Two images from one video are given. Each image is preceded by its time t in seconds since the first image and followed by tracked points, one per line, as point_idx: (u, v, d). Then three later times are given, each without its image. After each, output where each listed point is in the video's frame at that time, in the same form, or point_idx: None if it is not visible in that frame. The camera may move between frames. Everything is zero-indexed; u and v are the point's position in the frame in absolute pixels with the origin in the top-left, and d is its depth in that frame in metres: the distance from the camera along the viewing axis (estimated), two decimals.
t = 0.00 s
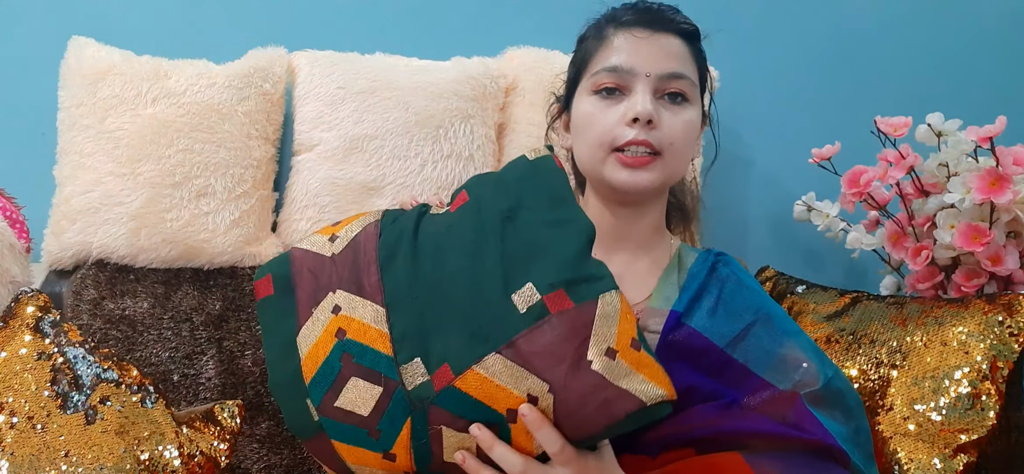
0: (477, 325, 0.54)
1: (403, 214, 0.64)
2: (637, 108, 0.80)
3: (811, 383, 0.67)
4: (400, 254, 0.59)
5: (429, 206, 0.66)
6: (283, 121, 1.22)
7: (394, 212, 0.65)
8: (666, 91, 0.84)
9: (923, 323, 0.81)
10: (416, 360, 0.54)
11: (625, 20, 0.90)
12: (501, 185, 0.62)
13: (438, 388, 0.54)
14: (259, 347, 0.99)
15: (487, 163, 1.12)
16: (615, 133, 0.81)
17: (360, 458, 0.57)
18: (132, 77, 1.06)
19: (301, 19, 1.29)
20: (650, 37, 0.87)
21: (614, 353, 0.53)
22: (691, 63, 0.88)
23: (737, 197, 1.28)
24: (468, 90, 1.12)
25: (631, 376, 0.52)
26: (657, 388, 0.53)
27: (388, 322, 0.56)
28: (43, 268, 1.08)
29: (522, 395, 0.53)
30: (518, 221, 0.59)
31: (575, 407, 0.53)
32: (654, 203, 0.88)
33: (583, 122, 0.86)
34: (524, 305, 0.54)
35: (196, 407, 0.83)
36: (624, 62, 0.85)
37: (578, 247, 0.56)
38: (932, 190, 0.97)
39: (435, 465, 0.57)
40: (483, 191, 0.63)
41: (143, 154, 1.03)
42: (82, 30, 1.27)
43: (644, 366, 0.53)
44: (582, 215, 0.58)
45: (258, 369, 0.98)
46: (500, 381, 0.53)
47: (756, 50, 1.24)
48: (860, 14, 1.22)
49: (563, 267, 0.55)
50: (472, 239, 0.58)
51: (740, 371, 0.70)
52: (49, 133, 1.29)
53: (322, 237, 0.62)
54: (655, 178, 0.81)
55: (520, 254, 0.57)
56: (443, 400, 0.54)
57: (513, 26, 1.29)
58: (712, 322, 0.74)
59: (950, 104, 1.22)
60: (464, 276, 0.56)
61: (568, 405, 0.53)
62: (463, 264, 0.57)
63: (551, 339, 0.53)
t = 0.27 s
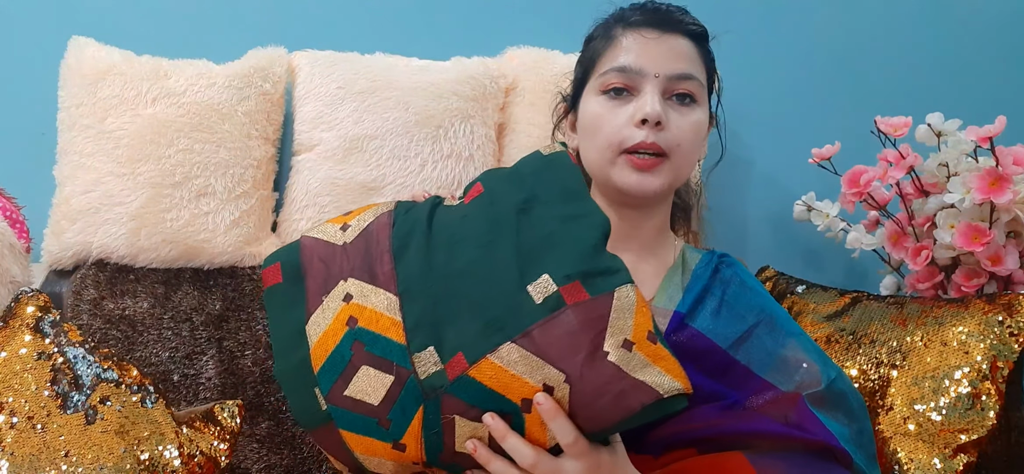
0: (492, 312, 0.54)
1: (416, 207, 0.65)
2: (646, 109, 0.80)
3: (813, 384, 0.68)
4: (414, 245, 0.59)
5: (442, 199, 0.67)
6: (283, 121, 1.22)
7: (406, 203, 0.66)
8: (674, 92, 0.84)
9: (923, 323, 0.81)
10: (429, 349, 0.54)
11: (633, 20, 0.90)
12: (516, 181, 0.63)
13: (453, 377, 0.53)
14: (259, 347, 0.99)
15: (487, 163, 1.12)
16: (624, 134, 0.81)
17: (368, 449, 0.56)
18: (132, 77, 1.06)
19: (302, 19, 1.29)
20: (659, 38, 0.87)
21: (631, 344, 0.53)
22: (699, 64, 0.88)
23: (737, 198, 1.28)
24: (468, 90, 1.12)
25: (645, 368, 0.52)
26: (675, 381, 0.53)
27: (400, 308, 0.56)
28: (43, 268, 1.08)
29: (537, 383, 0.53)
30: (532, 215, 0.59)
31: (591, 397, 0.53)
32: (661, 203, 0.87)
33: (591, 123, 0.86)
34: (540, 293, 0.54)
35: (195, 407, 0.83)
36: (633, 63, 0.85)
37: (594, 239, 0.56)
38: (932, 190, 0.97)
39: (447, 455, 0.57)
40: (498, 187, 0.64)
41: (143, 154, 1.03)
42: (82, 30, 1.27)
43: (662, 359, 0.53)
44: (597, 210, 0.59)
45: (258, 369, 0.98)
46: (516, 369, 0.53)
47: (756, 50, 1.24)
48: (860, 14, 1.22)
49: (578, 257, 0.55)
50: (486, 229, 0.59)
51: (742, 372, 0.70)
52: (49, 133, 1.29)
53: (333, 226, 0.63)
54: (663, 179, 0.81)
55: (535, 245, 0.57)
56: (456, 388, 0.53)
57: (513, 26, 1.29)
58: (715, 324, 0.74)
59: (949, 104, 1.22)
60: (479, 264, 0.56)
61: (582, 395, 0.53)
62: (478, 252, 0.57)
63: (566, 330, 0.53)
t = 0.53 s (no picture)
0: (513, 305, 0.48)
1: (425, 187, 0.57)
2: (651, 109, 0.80)
3: (812, 384, 0.67)
4: (425, 228, 0.52)
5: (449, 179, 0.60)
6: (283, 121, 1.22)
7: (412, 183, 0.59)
8: (678, 93, 0.84)
9: (923, 323, 0.81)
10: (444, 342, 0.48)
11: (637, 21, 0.90)
12: (532, 160, 0.56)
13: (471, 373, 0.48)
14: (259, 347, 0.99)
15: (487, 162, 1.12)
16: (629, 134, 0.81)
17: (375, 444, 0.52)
18: (132, 77, 1.06)
19: (302, 19, 1.29)
20: (663, 40, 0.87)
21: (659, 341, 0.47)
22: (702, 66, 0.88)
23: (737, 199, 1.28)
24: (468, 90, 1.12)
25: (677, 365, 0.47)
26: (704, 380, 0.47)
27: (413, 298, 0.50)
28: (43, 268, 1.08)
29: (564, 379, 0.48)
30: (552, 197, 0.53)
31: (620, 395, 0.48)
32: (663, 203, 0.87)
33: (595, 124, 0.85)
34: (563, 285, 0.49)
35: (195, 407, 0.83)
36: (637, 63, 0.84)
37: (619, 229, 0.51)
38: (932, 190, 0.97)
39: (463, 452, 0.52)
40: (513, 167, 0.56)
41: (143, 154, 1.03)
42: (82, 30, 1.27)
43: (689, 355, 0.48)
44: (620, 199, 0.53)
45: (258, 369, 0.98)
46: (542, 365, 0.48)
47: (756, 50, 1.24)
48: (860, 14, 1.22)
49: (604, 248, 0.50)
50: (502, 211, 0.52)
51: (740, 373, 0.70)
52: (49, 134, 1.30)
53: (334, 207, 0.56)
54: (668, 180, 0.81)
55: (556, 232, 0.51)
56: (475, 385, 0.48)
57: (513, 26, 1.29)
58: (714, 325, 0.75)
59: (949, 104, 1.22)
60: (495, 251, 0.50)
61: (611, 394, 0.48)
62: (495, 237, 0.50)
63: (595, 325, 0.47)
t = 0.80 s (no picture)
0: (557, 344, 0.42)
1: (473, 175, 0.50)
2: (666, 106, 0.80)
3: (815, 387, 0.68)
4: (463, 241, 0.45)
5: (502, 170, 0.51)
6: (283, 121, 1.22)
7: (456, 168, 0.52)
8: (692, 92, 0.84)
9: (923, 323, 0.81)
10: (472, 368, 0.44)
11: (653, 17, 0.90)
12: (594, 157, 0.46)
13: (497, 409, 0.43)
14: (259, 347, 0.99)
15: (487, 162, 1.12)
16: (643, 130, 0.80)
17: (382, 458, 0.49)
18: (132, 77, 1.06)
19: (302, 19, 1.29)
20: (678, 37, 0.87)
21: (712, 408, 0.41)
22: (716, 66, 0.88)
23: (738, 200, 1.28)
24: (468, 90, 1.12)
25: (726, 438, 0.41)
26: (751, 454, 0.42)
27: (444, 315, 0.44)
28: (43, 268, 1.08)
29: (597, 429, 0.43)
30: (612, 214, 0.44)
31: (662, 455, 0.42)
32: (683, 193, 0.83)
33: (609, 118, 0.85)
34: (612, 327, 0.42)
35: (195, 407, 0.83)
36: (653, 59, 0.84)
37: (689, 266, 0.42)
38: (932, 190, 0.97)
39: None
40: (570, 166, 0.47)
41: (143, 153, 1.03)
42: (82, 30, 1.27)
43: (742, 427, 0.42)
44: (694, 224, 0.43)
45: (258, 369, 0.98)
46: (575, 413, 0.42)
47: (756, 50, 1.24)
48: (860, 14, 1.22)
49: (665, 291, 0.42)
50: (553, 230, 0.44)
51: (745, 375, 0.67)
52: (49, 133, 1.30)
53: (367, 186, 0.51)
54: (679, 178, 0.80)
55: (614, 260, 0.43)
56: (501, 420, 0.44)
57: (512, 25, 1.29)
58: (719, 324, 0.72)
59: (950, 104, 1.22)
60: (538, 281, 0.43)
61: (653, 454, 0.42)
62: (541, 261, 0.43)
63: (641, 368, 0.41)
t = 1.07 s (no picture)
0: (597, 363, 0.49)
1: (523, 184, 0.59)
2: (680, 102, 0.80)
3: (825, 395, 0.67)
4: (529, 265, 0.52)
5: (554, 180, 0.60)
6: (283, 121, 1.22)
7: (507, 180, 0.60)
8: (707, 89, 0.84)
9: (923, 324, 0.81)
10: (502, 395, 0.52)
11: (668, 13, 0.90)
12: (657, 184, 0.53)
13: (527, 440, 0.52)
14: (258, 347, 0.99)
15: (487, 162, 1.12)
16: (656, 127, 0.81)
17: None
18: (132, 77, 1.06)
19: (302, 19, 1.29)
20: (694, 32, 0.87)
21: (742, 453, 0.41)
22: (733, 62, 0.88)
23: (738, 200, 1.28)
24: (468, 90, 1.12)
25: None
26: None
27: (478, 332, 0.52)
28: (43, 268, 1.08)
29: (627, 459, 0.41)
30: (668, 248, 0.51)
31: None
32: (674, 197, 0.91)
33: (623, 115, 0.85)
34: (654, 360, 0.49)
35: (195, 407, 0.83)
36: (667, 55, 0.84)
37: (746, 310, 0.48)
38: (932, 190, 0.97)
39: None
40: (630, 187, 0.54)
41: (143, 153, 1.03)
42: (81, 30, 1.27)
43: None
44: (755, 264, 0.50)
45: (258, 369, 0.97)
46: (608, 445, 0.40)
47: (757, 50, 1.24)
48: (861, 14, 1.22)
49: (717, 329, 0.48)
50: (609, 254, 0.51)
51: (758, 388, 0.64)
52: (49, 133, 1.30)
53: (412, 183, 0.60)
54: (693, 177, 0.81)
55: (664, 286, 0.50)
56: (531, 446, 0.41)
57: (512, 26, 1.29)
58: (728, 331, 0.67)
59: (950, 104, 1.22)
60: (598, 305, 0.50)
61: None
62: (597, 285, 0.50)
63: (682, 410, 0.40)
